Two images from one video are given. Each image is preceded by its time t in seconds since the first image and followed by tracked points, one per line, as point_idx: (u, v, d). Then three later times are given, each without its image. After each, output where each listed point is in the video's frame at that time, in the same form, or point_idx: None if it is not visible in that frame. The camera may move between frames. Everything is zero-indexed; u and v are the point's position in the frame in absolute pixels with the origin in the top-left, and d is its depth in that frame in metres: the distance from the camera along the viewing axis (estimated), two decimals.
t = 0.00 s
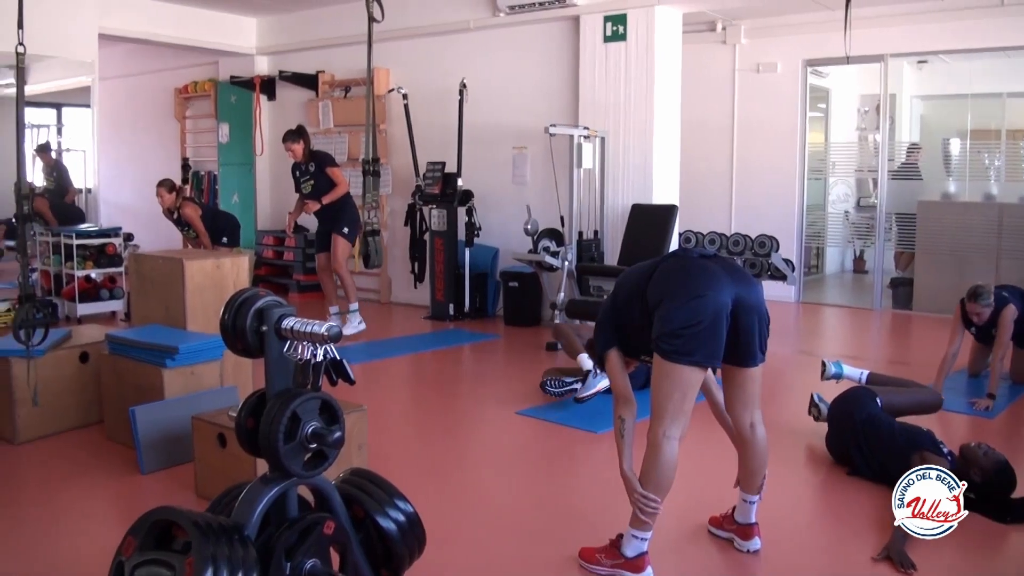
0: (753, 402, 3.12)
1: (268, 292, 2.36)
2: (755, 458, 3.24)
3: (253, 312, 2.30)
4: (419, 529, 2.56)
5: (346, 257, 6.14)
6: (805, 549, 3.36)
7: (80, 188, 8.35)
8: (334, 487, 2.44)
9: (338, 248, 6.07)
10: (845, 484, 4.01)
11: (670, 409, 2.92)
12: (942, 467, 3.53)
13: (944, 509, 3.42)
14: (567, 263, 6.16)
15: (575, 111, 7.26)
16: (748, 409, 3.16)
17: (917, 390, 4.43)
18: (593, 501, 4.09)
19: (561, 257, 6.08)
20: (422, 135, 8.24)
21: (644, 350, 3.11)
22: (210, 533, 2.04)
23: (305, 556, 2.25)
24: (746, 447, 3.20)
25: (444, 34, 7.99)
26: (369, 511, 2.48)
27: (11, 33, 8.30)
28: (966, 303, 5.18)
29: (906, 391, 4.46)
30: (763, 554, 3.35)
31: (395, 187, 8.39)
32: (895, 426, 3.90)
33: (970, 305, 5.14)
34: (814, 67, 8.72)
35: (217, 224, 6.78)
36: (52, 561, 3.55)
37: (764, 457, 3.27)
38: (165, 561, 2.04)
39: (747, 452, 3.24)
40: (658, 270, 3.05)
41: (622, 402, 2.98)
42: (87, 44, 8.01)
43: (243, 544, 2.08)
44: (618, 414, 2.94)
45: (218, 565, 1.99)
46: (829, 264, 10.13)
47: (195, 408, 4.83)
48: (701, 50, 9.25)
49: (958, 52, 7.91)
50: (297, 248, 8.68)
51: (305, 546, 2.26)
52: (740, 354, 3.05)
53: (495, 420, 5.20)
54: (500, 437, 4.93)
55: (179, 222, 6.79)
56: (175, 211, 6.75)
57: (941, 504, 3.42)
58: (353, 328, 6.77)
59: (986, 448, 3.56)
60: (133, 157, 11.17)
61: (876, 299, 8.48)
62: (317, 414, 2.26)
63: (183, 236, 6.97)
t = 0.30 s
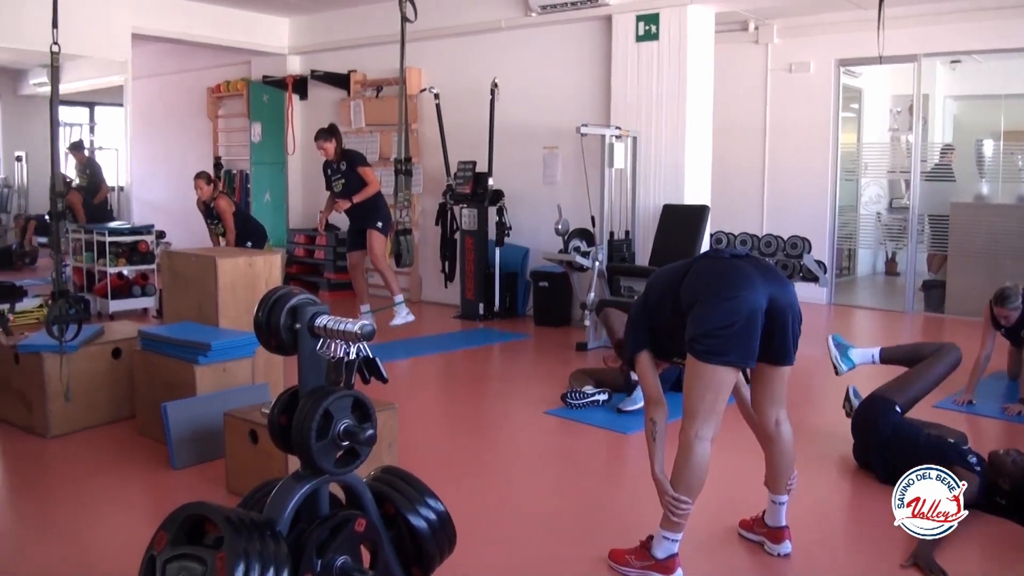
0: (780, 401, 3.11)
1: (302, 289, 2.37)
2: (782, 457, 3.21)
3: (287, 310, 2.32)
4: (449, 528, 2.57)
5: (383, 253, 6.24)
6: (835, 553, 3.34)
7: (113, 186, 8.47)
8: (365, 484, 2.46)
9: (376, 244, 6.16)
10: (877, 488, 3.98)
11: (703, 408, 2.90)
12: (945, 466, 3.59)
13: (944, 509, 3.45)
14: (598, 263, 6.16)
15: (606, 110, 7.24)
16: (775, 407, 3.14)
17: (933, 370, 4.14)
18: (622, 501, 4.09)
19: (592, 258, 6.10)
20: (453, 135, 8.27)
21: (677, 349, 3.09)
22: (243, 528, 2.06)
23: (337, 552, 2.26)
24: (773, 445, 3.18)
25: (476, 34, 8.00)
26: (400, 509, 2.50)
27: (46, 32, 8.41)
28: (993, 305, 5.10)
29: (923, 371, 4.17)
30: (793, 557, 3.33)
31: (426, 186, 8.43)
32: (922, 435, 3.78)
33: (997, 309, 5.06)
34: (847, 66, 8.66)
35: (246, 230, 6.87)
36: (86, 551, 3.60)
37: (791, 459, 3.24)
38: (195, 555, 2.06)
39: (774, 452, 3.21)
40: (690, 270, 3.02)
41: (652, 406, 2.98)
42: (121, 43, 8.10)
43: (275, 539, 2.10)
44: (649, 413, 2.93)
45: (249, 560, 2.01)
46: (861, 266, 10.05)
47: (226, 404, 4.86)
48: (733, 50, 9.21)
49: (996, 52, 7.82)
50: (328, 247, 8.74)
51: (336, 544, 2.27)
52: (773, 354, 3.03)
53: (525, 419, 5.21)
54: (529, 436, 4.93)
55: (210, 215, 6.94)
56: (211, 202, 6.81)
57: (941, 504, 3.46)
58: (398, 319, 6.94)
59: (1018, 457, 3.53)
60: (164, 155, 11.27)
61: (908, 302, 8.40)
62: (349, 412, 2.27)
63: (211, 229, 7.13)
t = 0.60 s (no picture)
0: (812, 400, 3.03)
1: (337, 287, 2.36)
2: (812, 457, 3.16)
3: (324, 308, 2.31)
4: (484, 527, 2.56)
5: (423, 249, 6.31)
6: (870, 558, 3.30)
7: (149, 184, 8.58)
8: (400, 482, 2.47)
9: (415, 239, 6.21)
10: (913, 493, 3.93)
11: (741, 409, 2.87)
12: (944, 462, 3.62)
13: (942, 509, 3.55)
14: (634, 263, 6.18)
15: (642, 110, 7.23)
16: (805, 405, 3.07)
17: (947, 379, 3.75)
18: (654, 503, 4.07)
19: (627, 258, 6.10)
20: (488, 134, 8.29)
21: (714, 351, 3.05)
22: (279, 524, 2.07)
23: (370, 550, 2.27)
24: (804, 445, 3.13)
25: (511, 33, 8.01)
26: (435, 507, 2.50)
27: (84, 32, 8.52)
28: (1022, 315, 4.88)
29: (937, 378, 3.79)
30: (828, 561, 3.30)
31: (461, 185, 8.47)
32: (954, 441, 3.63)
33: None
34: (884, 66, 8.57)
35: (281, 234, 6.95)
36: (121, 543, 3.65)
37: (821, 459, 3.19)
38: (232, 550, 2.07)
39: (804, 451, 3.16)
40: (727, 270, 2.97)
41: (688, 410, 2.95)
42: (158, 43, 8.18)
43: (310, 536, 2.10)
44: (684, 417, 2.91)
45: (285, 556, 2.02)
46: (897, 267, 9.96)
47: (262, 401, 4.89)
48: (770, 49, 9.14)
49: None
50: (363, 246, 8.81)
51: (370, 541, 2.28)
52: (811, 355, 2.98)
53: (559, 419, 5.21)
54: (561, 437, 4.93)
55: (247, 213, 6.97)
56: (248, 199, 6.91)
57: (941, 504, 3.56)
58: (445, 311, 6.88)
59: None
60: (200, 153, 11.40)
61: (944, 304, 8.30)
62: (386, 410, 2.28)
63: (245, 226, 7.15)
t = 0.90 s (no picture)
0: (849, 405, 2.97)
1: (373, 287, 2.36)
2: (851, 465, 3.08)
3: (359, 307, 2.31)
4: (515, 528, 2.55)
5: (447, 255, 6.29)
6: (903, 562, 3.25)
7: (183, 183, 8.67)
8: (432, 481, 2.46)
9: (439, 246, 6.19)
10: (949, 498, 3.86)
11: (772, 413, 2.79)
12: (945, 464, 3.63)
13: (943, 509, 3.55)
14: (666, 263, 6.15)
15: (675, 110, 7.19)
16: (843, 411, 3.01)
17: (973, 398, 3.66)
18: (684, 505, 4.03)
19: (660, 258, 6.08)
20: (519, 134, 8.29)
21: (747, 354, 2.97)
22: (312, 522, 2.06)
23: (403, 548, 2.26)
24: (842, 453, 3.06)
25: (544, 33, 8.01)
26: (467, 506, 2.49)
27: (119, 32, 8.63)
28: None
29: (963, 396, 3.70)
30: (861, 565, 3.25)
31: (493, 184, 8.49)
32: (985, 450, 3.60)
33: None
34: (920, 65, 8.47)
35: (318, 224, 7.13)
36: (151, 536, 3.68)
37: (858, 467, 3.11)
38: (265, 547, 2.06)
39: (842, 459, 3.09)
40: (761, 272, 2.90)
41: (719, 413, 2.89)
42: (192, 42, 8.26)
43: (343, 534, 2.09)
44: (713, 426, 2.86)
45: (319, 553, 2.00)
46: (932, 269, 9.83)
47: (295, 399, 4.91)
48: (804, 49, 9.07)
49: None
50: (395, 245, 8.85)
51: (402, 540, 2.26)
52: (846, 359, 2.91)
53: (589, 419, 5.19)
54: (591, 438, 4.91)
55: (280, 216, 7.04)
56: (279, 202, 6.99)
57: (941, 504, 3.56)
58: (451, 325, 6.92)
59: None
60: (234, 153, 11.51)
61: (979, 307, 8.17)
62: (419, 409, 2.28)
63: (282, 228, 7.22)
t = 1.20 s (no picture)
0: (894, 415, 2.94)
1: (408, 286, 2.38)
2: (891, 474, 3.04)
3: (393, 306, 2.33)
4: (548, 528, 2.54)
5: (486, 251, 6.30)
6: (941, 567, 3.20)
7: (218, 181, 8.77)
8: (465, 480, 2.47)
9: (478, 240, 6.22)
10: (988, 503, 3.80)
11: (802, 413, 2.72)
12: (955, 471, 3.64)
13: (940, 511, 3.43)
14: (699, 263, 6.12)
15: (708, 110, 7.15)
16: (887, 421, 2.98)
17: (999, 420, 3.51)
18: (716, 508, 4.00)
19: (693, 259, 6.05)
20: (552, 133, 8.29)
21: (776, 354, 2.90)
22: (346, 520, 2.07)
23: (436, 547, 2.26)
24: (885, 463, 3.03)
25: (577, 32, 8.00)
26: (500, 506, 2.49)
27: (155, 32, 8.74)
28: None
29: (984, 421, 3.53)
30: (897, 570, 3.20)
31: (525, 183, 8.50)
32: (1010, 459, 3.66)
33: None
34: (956, 64, 8.37)
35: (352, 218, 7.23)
36: (182, 531, 3.72)
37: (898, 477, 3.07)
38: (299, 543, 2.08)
39: (884, 467, 3.04)
40: (796, 273, 2.84)
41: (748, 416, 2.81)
42: (227, 42, 8.34)
43: (376, 533, 2.10)
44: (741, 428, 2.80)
45: (351, 551, 2.01)
46: (967, 271, 9.72)
47: (329, 397, 4.95)
48: (838, 48, 8.99)
49: None
50: (428, 243, 8.93)
51: (436, 539, 2.27)
52: (878, 362, 2.85)
53: (621, 419, 5.18)
54: (621, 439, 4.89)
55: (314, 213, 7.11)
56: (313, 200, 7.04)
57: (939, 506, 3.42)
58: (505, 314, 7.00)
59: None
60: (267, 152, 11.62)
61: (1014, 309, 8.06)
62: (453, 408, 2.27)
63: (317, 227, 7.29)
